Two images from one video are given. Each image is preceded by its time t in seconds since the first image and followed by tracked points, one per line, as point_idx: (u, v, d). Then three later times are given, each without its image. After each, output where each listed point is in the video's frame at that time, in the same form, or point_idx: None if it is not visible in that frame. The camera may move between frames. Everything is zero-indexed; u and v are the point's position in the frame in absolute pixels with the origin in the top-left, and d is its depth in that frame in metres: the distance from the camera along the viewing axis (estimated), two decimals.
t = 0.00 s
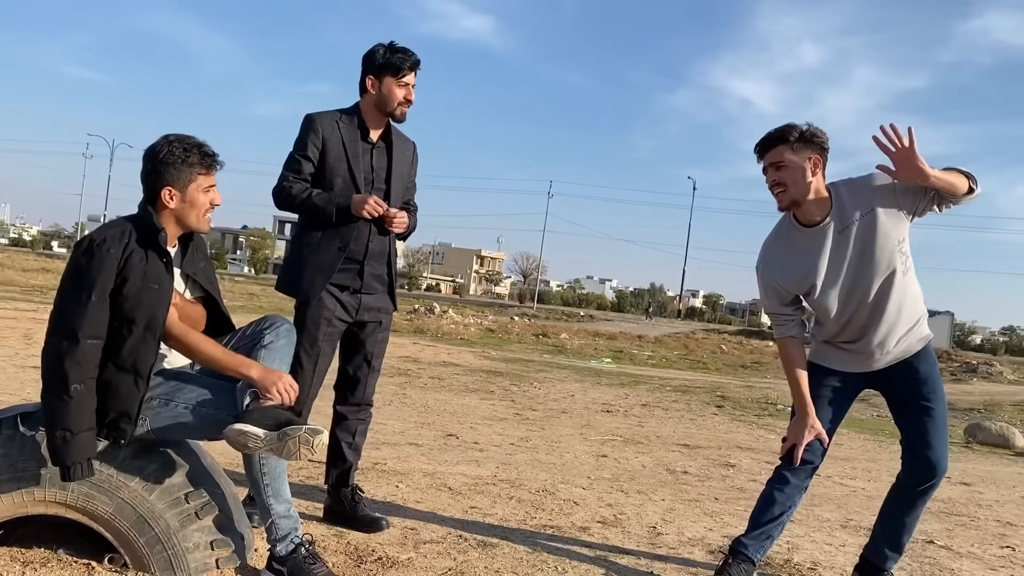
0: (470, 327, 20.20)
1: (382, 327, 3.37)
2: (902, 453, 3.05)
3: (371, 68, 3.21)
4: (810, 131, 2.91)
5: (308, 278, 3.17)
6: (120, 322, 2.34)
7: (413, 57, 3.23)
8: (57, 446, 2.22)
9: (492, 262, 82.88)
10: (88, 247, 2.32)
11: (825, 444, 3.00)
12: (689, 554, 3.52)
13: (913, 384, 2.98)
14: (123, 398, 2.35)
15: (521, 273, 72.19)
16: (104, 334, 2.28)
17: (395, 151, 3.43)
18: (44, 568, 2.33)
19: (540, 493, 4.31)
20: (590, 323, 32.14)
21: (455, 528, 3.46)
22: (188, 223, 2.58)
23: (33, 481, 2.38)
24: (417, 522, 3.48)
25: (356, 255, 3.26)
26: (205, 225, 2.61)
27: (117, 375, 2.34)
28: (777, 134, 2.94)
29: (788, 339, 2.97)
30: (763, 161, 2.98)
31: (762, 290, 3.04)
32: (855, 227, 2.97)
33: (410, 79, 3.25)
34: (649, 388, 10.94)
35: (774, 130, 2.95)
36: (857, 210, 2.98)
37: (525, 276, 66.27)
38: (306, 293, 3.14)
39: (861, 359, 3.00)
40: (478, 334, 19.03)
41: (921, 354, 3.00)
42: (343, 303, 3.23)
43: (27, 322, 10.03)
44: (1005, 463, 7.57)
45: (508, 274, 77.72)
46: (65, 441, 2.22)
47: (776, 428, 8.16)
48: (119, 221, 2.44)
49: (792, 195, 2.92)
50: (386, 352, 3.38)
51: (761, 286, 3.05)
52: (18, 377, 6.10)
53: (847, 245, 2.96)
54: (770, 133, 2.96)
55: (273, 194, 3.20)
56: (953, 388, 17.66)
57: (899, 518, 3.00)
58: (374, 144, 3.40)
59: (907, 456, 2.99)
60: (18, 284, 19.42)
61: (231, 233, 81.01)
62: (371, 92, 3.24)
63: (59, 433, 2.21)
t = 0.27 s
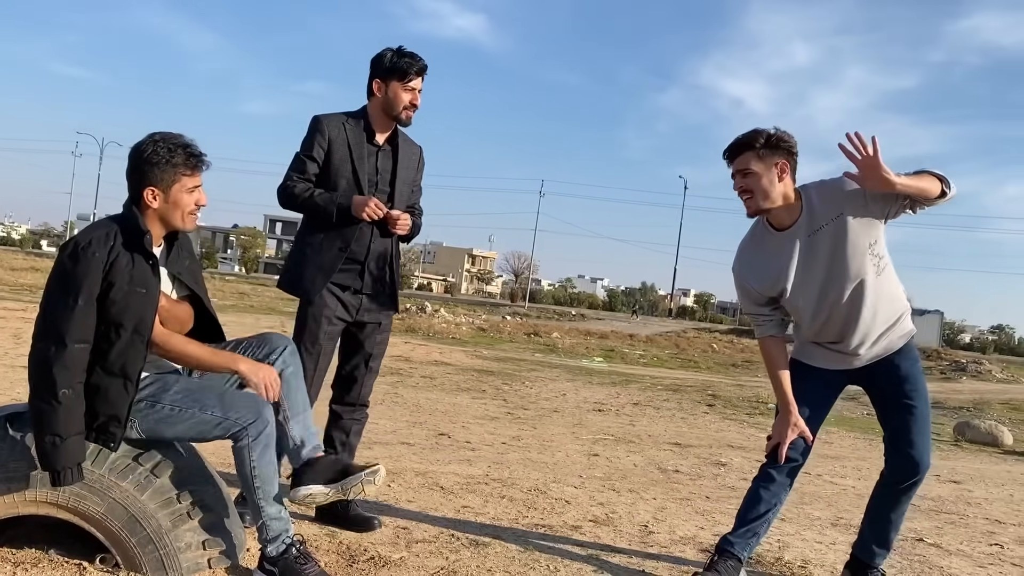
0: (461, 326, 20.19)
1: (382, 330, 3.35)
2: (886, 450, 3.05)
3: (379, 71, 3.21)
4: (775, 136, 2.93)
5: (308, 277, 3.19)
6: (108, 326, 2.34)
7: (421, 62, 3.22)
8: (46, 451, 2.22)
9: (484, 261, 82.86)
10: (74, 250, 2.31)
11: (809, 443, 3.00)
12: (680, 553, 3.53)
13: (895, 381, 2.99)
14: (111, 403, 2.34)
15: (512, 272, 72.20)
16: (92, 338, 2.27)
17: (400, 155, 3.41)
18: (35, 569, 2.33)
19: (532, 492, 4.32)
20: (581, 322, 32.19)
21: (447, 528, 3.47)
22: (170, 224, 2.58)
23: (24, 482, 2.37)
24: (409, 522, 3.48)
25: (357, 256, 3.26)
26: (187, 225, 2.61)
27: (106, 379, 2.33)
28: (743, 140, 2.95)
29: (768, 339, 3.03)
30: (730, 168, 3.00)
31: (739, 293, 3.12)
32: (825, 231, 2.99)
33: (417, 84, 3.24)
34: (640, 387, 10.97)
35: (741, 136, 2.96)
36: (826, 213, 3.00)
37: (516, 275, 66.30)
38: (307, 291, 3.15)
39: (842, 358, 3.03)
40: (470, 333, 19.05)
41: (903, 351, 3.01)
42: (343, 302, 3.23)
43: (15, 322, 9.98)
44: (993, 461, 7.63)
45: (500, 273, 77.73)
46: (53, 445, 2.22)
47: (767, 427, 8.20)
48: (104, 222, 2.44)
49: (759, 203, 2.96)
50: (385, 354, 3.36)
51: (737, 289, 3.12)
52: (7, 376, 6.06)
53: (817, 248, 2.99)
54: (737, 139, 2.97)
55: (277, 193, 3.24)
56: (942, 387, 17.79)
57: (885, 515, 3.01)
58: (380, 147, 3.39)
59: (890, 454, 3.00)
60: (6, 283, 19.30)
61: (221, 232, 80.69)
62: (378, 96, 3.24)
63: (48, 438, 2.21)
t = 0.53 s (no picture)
0: (455, 324, 20.19)
1: (381, 329, 3.34)
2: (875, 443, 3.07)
3: (384, 75, 3.20)
4: (738, 135, 2.95)
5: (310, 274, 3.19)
6: (100, 328, 2.33)
7: (427, 68, 3.21)
8: (25, 450, 2.20)
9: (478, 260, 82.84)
10: (70, 250, 2.31)
11: (794, 438, 3.01)
12: (673, 549, 3.55)
13: (876, 374, 3.01)
14: (100, 404, 2.33)
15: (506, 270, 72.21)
16: (82, 339, 2.27)
17: (403, 157, 3.41)
18: (27, 567, 2.32)
19: (526, 489, 4.33)
20: (575, 320, 32.23)
21: (441, 525, 3.48)
22: (165, 223, 2.58)
23: (17, 479, 2.36)
24: (403, 519, 3.49)
25: (357, 254, 3.25)
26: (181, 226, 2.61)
27: (95, 381, 2.32)
28: (708, 139, 2.98)
29: (750, 335, 3.06)
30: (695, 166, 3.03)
31: (715, 290, 3.17)
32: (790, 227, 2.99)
33: (422, 89, 3.23)
34: (634, 385, 11.00)
35: (706, 135, 2.99)
36: (792, 209, 3.00)
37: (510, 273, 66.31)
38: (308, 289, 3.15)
39: (820, 353, 3.04)
40: (464, 331, 19.05)
41: (882, 342, 3.01)
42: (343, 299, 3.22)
43: (7, 320, 9.93)
44: (985, 458, 7.67)
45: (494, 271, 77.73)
46: (33, 445, 2.21)
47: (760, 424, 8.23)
48: (101, 220, 2.44)
49: (721, 201, 2.99)
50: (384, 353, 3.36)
51: (712, 287, 3.16)
52: None
53: (784, 243, 2.99)
54: (703, 138, 3.00)
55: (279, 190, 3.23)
56: (934, 384, 17.88)
57: (883, 506, 3.03)
58: (383, 149, 3.39)
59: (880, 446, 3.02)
60: None
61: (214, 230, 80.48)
62: (382, 99, 3.23)
63: (29, 437, 2.19)
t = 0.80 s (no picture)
0: (452, 322, 20.19)
1: (377, 324, 3.35)
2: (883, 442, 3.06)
3: (377, 70, 3.21)
4: (749, 132, 2.95)
5: (306, 272, 3.19)
6: (104, 320, 2.33)
7: (419, 60, 3.21)
8: (38, 443, 2.20)
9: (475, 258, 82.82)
10: (75, 243, 2.32)
11: (793, 436, 3.02)
12: (668, 544, 3.56)
13: (881, 372, 3.01)
14: (105, 397, 2.34)
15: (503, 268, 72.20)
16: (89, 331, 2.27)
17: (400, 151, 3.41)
18: (21, 561, 2.32)
19: (521, 485, 4.34)
20: (571, 318, 32.26)
21: (436, 520, 3.48)
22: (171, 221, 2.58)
23: (10, 474, 2.36)
24: (398, 514, 3.49)
25: (353, 251, 3.26)
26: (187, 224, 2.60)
27: (101, 373, 2.33)
28: (718, 135, 2.99)
29: (753, 333, 3.08)
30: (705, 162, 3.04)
31: (721, 287, 3.19)
32: (797, 227, 2.99)
33: (416, 82, 3.24)
34: (630, 382, 11.01)
35: (717, 131, 2.99)
36: (800, 209, 3.00)
37: (507, 271, 66.33)
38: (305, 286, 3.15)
39: (822, 354, 3.04)
40: (461, 328, 19.05)
41: (888, 343, 3.01)
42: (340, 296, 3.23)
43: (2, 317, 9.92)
44: (979, 455, 7.70)
45: (490, 269, 77.73)
46: (46, 438, 2.21)
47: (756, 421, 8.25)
48: (104, 216, 2.44)
49: (731, 199, 2.99)
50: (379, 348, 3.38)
51: (717, 285, 3.18)
52: None
53: (790, 243, 2.99)
54: (713, 133, 3.01)
55: (274, 187, 3.22)
56: (931, 382, 17.92)
57: (895, 510, 3.00)
58: (379, 144, 3.39)
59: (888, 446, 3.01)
60: None
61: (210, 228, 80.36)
62: (377, 94, 3.24)
63: (40, 430, 2.20)
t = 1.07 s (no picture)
0: (450, 319, 20.19)
1: (374, 320, 3.36)
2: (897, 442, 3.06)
3: (371, 64, 3.21)
4: (783, 122, 2.95)
5: (302, 269, 3.20)
6: (101, 319, 2.33)
7: (413, 55, 3.21)
8: (31, 440, 2.20)
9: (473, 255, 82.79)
10: (75, 240, 2.32)
11: (802, 435, 3.03)
12: (665, 540, 3.57)
13: (899, 372, 3.01)
14: (98, 395, 2.33)
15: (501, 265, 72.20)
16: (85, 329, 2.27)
17: (395, 147, 3.42)
18: (17, 557, 2.32)
19: (519, 481, 4.35)
20: (569, 315, 32.26)
21: (433, 516, 3.49)
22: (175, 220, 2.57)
23: (5, 471, 2.33)
24: (396, 510, 3.50)
25: (350, 248, 3.26)
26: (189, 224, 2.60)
27: (94, 372, 2.32)
28: (751, 124, 2.98)
29: (768, 330, 3.09)
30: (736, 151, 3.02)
31: (741, 282, 3.16)
32: (829, 221, 3.00)
33: (410, 77, 3.24)
34: (627, 379, 11.02)
35: (749, 120, 2.99)
36: (831, 203, 3.00)
37: (505, 269, 66.34)
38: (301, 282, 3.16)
39: (843, 351, 3.05)
40: (459, 326, 19.05)
41: (906, 343, 3.02)
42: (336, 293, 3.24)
43: None
44: (976, 451, 7.71)
45: (489, 267, 77.72)
46: (40, 434, 2.20)
47: (753, 417, 8.26)
48: (107, 213, 2.45)
49: (761, 188, 2.96)
50: (375, 344, 3.38)
51: (739, 279, 3.14)
52: None
53: (821, 235, 3.00)
54: (745, 123, 3.00)
55: (270, 184, 3.21)
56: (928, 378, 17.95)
57: (902, 510, 3.00)
58: (374, 140, 3.39)
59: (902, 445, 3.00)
60: None
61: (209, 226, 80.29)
62: (371, 89, 3.24)
63: (33, 427, 2.19)
